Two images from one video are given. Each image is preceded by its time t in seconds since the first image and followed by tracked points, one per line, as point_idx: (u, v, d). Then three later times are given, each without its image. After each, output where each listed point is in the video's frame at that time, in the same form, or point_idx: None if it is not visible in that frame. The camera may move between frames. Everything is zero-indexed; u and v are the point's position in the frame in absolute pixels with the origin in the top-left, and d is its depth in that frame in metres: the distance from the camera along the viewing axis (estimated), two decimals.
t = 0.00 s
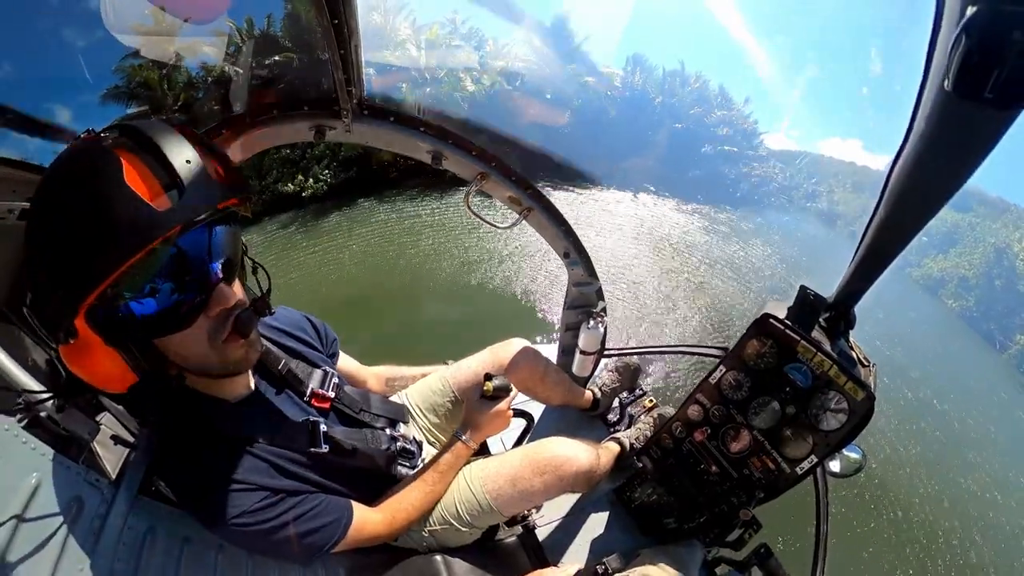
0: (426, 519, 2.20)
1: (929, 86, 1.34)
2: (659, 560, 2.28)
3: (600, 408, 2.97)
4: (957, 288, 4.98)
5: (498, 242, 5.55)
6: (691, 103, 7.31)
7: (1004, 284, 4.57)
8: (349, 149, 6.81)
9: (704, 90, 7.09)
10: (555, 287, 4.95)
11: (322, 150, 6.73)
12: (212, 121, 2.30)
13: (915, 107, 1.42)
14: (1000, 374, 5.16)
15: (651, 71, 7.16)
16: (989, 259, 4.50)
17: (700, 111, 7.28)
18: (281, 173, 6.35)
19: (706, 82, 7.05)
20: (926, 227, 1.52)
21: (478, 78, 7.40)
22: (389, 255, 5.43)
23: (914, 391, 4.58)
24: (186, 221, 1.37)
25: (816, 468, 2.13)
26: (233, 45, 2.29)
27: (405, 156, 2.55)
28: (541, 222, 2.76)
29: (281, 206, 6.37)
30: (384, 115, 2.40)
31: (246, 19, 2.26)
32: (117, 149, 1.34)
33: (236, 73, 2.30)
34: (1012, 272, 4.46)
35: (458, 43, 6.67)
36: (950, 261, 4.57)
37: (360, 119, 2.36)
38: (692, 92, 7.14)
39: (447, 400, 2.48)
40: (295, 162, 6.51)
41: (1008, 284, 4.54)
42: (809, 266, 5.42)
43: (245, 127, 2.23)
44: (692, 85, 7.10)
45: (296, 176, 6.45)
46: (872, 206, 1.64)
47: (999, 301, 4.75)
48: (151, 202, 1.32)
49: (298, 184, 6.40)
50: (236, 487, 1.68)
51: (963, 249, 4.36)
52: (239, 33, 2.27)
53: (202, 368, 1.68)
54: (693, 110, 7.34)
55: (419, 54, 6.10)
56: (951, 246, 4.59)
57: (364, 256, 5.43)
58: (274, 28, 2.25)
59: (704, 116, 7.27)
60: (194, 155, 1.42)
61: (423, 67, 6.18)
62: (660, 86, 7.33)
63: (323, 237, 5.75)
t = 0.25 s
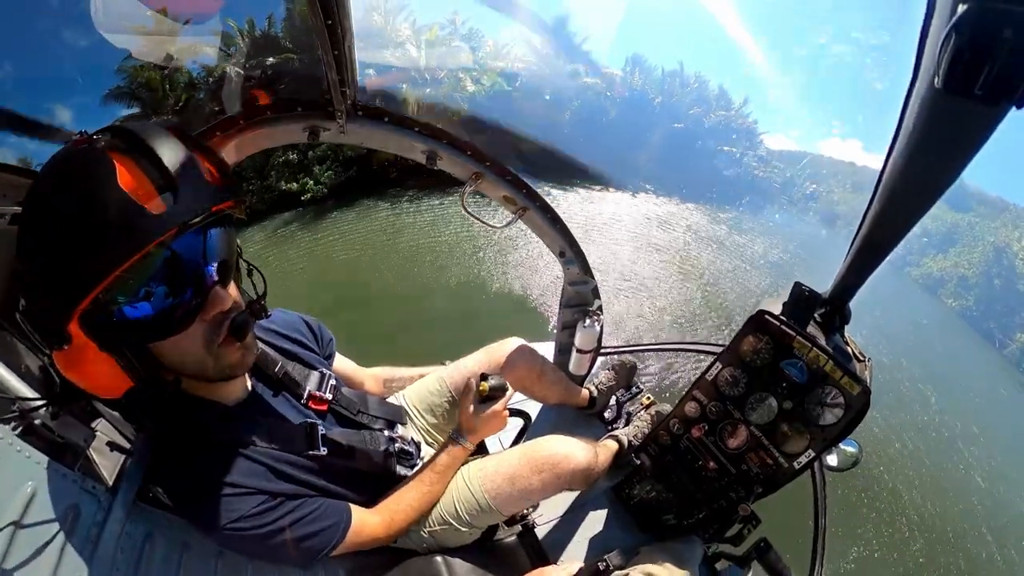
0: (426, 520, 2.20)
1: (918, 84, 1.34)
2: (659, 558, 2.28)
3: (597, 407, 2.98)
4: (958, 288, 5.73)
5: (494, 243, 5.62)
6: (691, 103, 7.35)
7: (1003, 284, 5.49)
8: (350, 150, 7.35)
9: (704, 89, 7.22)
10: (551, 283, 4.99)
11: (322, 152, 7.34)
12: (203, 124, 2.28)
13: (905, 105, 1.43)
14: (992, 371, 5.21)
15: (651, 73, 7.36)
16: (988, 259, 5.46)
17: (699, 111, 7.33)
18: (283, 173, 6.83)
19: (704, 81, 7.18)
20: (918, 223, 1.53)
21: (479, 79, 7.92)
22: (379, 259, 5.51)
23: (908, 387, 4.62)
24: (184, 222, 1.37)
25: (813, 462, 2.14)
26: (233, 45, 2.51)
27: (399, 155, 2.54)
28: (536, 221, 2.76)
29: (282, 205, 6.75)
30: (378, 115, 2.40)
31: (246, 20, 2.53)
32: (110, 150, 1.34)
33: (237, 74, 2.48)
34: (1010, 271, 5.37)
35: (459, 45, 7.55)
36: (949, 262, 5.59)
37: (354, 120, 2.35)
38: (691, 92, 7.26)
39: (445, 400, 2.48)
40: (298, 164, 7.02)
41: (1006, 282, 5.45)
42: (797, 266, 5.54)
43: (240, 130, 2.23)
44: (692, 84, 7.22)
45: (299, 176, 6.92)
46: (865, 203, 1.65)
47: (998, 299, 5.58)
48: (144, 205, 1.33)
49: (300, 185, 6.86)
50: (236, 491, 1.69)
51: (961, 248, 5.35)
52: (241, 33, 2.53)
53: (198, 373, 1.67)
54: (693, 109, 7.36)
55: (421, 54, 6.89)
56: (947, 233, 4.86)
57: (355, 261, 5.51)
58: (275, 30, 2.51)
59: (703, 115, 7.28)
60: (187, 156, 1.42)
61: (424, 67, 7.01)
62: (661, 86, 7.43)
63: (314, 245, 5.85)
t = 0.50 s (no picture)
0: (427, 522, 2.20)
1: (908, 80, 1.35)
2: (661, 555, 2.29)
3: (595, 406, 2.99)
4: (957, 290, 5.52)
5: (489, 243, 5.66)
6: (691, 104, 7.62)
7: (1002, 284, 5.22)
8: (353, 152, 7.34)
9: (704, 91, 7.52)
10: (552, 277, 5.07)
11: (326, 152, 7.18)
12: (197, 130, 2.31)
13: (895, 101, 1.44)
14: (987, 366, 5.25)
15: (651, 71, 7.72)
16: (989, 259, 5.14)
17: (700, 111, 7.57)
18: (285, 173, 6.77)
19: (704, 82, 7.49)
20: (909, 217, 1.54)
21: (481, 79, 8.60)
22: (370, 258, 5.58)
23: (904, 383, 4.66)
24: (178, 228, 1.36)
25: (813, 455, 2.15)
26: (234, 46, 2.26)
27: (393, 158, 2.54)
28: (531, 221, 2.77)
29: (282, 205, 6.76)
30: (371, 118, 2.39)
31: (247, 20, 2.23)
32: (104, 159, 1.35)
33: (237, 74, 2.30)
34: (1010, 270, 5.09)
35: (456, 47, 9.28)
36: (949, 261, 5.18)
37: (347, 123, 2.36)
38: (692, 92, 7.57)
39: (443, 403, 2.48)
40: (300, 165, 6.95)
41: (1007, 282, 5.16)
42: (794, 259, 5.55)
43: (233, 136, 2.26)
44: (691, 85, 7.53)
45: (300, 177, 6.76)
46: (857, 198, 1.66)
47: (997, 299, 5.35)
48: (142, 209, 1.34)
49: (302, 185, 6.79)
50: (236, 498, 1.69)
51: (961, 245, 5.01)
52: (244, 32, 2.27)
53: (196, 379, 1.67)
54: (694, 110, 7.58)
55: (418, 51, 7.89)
56: (947, 233, 4.78)
57: (347, 261, 5.58)
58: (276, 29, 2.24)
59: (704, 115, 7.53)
60: (183, 163, 1.44)
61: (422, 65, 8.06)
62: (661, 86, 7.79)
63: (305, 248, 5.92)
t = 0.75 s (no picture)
0: (426, 525, 2.20)
1: (896, 80, 1.36)
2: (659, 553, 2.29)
3: (591, 405, 2.99)
4: (956, 288, 5.48)
5: (484, 246, 5.71)
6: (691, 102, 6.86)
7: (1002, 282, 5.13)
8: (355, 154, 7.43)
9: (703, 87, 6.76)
10: (546, 277, 5.19)
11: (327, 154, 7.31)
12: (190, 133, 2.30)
13: (885, 100, 1.45)
14: (985, 366, 5.25)
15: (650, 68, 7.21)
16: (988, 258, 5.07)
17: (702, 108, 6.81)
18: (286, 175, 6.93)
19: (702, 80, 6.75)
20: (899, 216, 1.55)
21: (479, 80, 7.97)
22: (357, 262, 5.72)
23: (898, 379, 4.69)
24: (171, 230, 1.35)
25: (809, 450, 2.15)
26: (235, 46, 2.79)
27: (387, 160, 2.54)
28: (524, 222, 2.76)
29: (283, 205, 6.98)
30: (364, 120, 2.39)
31: (244, 22, 2.70)
32: (97, 161, 1.35)
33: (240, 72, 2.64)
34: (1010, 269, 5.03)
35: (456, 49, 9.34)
36: (949, 260, 5.18)
37: (340, 125, 2.36)
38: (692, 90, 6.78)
39: (439, 405, 2.48)
40: (304, 167, 7.07)
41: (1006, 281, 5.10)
42: (784, 261, 5.70)
43: (226, 139, 2.26)
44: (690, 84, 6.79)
45: (301, 177, 7.01)
46: (848, 196, 1.67)
47: (997, 296, 5.31)
48: (136, 213, 1.33)
49: (301, 185, 7.00)
50: (234, 504, 1.68)
51: (960, 245, 5.01)
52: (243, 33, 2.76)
53: (191, 384, 1.66)
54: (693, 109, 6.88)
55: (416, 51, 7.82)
56: (946, 232, 4.85)
57: (343, 267, 5.65)
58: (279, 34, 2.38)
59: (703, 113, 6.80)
60: (176, 165, 1.43)
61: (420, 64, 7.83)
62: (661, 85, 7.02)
63: (289, 252, 6.07)
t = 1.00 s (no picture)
0: (422, 526, 2.20)
1: (885, 80, 1.37)
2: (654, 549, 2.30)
3: (583, 404, 3.00)
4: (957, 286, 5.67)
5: (477, 244, 5.75)
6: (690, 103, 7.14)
7: (1001, 281, 5.35)
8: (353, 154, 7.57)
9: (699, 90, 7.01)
10: (536, 274, 5.24)
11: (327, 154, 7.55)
12: (179, 133, 2.29)
13: (874, 100, 1.45)
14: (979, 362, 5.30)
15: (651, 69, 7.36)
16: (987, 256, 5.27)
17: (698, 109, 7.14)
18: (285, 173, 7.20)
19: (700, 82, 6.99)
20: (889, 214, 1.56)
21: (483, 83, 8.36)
22: (347, 261, 5.77)
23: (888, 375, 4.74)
24: (158, 233, 1.35)
25: (801, 445, 2.17)
26: (234, 47, 2.44)
27: (378, 159, 2.53)
28: (516, 222, 2.77)
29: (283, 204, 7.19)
30: (356, 119, 2.38)
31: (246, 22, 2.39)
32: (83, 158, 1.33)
33: (241, 75, 2.36)
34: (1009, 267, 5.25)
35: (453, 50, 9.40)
36: (949, 259, 5.36)
37: (331, 124, 2.35)
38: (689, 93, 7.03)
39: (432, 405, 2.49)
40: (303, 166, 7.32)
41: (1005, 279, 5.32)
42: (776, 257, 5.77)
43: (216, 138, 2.25)
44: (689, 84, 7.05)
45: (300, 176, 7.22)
46: (839, 194, 1.67)
47: (996, 294, 5.45)
48: (122, 215, 1.33)
49: (300, 184, 7.19)
50: (227, 509, 1.67)
51: (960, 245, 5.14)
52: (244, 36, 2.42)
53: (181, 389, 1.64)
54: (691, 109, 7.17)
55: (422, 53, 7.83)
56: (946, 231, 4.94)
57: (336, 267, 5.69)
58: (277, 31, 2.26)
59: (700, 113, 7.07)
60: (166, 165, 1.43)
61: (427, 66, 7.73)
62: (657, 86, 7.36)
63: (283, 252, 6.10)
